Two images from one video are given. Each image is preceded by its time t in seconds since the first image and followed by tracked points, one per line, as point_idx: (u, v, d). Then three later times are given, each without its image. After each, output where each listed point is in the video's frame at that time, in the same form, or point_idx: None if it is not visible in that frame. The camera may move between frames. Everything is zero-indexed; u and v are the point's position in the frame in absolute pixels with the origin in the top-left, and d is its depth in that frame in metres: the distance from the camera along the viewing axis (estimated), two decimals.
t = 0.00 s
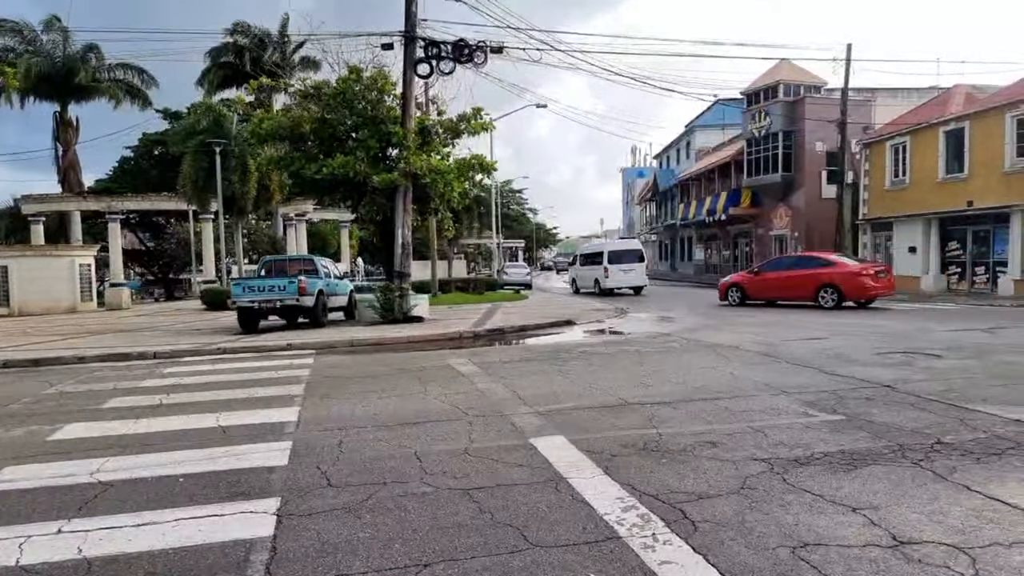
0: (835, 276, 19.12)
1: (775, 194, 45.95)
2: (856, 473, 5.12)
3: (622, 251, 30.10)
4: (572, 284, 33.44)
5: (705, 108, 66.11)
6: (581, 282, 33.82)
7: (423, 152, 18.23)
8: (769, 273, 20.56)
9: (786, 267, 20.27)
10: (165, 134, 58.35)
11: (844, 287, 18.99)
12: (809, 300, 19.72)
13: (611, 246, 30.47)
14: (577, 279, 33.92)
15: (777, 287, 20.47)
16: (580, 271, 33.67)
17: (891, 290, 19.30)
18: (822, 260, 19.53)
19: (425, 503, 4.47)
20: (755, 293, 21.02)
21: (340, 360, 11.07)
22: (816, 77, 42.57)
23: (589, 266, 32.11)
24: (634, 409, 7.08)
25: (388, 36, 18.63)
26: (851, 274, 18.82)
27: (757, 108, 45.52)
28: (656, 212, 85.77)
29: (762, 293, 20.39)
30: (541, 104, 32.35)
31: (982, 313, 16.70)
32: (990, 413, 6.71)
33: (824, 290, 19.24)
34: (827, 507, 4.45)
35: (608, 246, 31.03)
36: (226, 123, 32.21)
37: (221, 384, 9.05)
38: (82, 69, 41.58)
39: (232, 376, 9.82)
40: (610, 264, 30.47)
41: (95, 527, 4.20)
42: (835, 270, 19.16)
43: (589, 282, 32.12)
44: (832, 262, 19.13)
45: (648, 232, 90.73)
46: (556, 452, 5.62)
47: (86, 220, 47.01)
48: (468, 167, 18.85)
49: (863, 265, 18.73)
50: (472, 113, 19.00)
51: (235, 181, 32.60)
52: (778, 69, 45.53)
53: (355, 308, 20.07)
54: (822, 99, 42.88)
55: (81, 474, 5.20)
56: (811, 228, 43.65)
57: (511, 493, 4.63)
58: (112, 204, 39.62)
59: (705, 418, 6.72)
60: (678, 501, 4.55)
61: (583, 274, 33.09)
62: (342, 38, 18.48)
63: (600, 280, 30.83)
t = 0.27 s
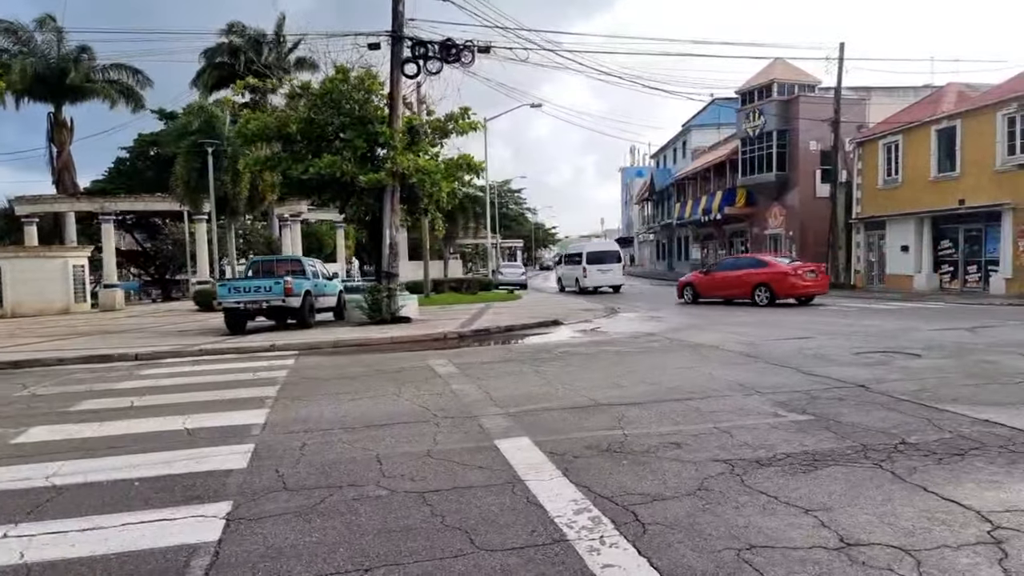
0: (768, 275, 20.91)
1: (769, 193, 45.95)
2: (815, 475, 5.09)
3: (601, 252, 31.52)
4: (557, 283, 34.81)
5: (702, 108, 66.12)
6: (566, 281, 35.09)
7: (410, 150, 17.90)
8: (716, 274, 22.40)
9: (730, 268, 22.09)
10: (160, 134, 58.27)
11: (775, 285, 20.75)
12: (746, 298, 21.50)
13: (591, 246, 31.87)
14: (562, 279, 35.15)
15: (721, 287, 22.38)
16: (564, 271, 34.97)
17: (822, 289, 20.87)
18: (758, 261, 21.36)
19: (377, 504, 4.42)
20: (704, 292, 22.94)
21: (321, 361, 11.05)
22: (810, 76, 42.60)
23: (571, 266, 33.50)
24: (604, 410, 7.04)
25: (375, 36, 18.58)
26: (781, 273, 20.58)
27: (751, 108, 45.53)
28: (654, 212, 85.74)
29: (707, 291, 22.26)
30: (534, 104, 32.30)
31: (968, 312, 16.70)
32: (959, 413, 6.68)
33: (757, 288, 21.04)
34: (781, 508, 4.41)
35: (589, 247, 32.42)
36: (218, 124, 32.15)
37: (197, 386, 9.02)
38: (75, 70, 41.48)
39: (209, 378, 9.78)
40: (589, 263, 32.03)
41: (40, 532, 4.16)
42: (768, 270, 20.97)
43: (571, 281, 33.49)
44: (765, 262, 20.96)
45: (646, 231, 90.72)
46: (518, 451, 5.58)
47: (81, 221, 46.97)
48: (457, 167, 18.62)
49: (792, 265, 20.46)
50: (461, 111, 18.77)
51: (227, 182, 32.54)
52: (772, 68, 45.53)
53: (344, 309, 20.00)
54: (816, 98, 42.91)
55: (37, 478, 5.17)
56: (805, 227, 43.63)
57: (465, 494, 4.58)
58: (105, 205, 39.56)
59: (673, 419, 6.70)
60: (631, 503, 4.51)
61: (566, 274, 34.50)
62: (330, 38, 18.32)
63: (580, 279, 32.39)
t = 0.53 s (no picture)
0: (712, 275, 22.14)
1: (763, 193, 45.94)
2: (770, 475, 5.08)
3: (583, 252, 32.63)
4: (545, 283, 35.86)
5: (698, 108, 66.10)
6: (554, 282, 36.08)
7: (397, 151, 17.35)
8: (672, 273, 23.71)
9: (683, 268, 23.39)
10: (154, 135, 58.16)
11: (718, 284, 21.96)
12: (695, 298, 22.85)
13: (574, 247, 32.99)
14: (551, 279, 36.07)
15: (677, 286, 23.82)
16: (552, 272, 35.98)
17: (766, 287, 21.86)
18: (705, 261, 22.64)
19: (320, 504, 4.38)
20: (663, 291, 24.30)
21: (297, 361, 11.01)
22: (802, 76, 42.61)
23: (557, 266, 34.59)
24: (572, 409, 7.02)
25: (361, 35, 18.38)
26: (722, 273, 21.79)
27: (745, 107, 45.51)
28: (650, 212, 85.73)
29: (661, 291, 23.72)
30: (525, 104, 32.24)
31: (952, 311, 16.70)
32: (923, 412, 6.70)
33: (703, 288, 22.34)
34: (726, 509, 4.41)
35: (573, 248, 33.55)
36: (207, 124, 32.02)
37: (169, 387, 8.98)
38: (65, 69, 41.32)
39: (183, 379, 9.74)
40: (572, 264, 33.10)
41: None
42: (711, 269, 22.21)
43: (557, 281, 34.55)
44: (709, 263, 22.15)
45: (643, 231, 90.74)
46: (477, 446, 5.55)
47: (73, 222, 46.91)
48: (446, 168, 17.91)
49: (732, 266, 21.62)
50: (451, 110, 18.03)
51: (216, 182, 32.44)
52: (765, 68, 45.49)
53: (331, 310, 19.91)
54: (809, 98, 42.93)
55: None
56: (798, 226, 43.63)
57: (412, 490, 4.54)
58: (96, 205, 39.47)
59: (637, 419, 6.67)
60: (578, 503, 4.45)
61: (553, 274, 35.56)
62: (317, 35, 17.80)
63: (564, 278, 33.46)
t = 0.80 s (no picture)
0: (623, 277, 23.28)
1: (707, 195, 46.82)
2: (676, 473, 5.11)
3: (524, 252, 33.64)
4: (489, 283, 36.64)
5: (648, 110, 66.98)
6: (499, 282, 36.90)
7: (337, 150, 16.90)
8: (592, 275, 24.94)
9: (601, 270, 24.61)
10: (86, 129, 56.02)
11: (628, 285, 23.09)
12: (612, 296, 24.11)
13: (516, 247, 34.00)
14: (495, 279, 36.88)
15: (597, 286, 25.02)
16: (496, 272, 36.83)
17: (674, 286, 22.99)
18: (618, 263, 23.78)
19: (210, 516, 4.13)
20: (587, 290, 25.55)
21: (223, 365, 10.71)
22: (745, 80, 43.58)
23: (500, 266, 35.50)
24: (493, 411, 6.94)
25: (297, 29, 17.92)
26: (629, 274, 22.93)
27: (691, 110, 46.30)
28: (602, 213, 86.53)
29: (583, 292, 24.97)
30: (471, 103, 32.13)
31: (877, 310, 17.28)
32: (832, 408, 6.91)
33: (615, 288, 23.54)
34: (627, 508, 4.39)
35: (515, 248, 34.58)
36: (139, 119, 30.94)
37: (79, 394, 8.60)
38: None
39: (98, 386, 9.37)
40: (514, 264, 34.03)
41: None
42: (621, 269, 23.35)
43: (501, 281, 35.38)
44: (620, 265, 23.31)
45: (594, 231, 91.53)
46: (387, 446, 5.45)
47: None
48: (387, 167, 17.39)
49: (636, 267, 22.64)
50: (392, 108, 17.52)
51: (149, 180, 31.39)
52: (711, 72, 46.31)
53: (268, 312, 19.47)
54: (752, 102, 43.96)
55: None
56: (741, 227, 44.57)
57: (313, 500, 4.32)
58: (23, 203, 37.80)
59: (556, 420, 6.67)
60: (481, 507, 4.32)
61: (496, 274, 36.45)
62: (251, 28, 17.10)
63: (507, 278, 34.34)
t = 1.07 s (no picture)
0: (538, 277, 24.29)
1: (649, 196, 47.48)
2: (583, 477, 5.02)
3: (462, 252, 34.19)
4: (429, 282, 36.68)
5: (593, 112, 67.58)
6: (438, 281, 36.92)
7: (265, 147, 16.31)
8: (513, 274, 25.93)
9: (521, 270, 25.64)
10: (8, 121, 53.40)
11: (543, 285, 24.14)
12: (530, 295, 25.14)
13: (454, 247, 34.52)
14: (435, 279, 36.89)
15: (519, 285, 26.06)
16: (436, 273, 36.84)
17: (585, 286, 24.09)
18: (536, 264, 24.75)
19: (86, 536, 3.90)
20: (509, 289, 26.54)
21: (133, 370, 10.23)
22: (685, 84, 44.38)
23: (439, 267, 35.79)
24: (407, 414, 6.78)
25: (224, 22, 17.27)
26: (544, 274, 23.96)
27: (633, 112, 46.90)
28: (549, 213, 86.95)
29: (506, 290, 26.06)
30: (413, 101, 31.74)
31: (806, 309, 17.72)
32: (745, 408, 7.03)
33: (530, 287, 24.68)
34: (525, 517, 4.22)
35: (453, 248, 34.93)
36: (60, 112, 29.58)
37: None
38: None
39: None
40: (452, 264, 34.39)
41: None
42: (536, 270, 24.38)
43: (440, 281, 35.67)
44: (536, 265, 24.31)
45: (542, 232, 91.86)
46: (288, 454, 5.25)
47: None
48: (316, 165, 16.93)
49: (550, 267, 23.67)
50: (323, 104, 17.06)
51: (71, 175, 30.07)
52: (652, 74, 46.96)
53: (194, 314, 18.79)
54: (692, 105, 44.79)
55: None
56: (681, 228, 45.33)
57: (200, 515, 4.11)
58: None
59: (472, 423, 6.56)
60: (376, 518, 4.10)
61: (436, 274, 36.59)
62: (175, 19, 16.44)
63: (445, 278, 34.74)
